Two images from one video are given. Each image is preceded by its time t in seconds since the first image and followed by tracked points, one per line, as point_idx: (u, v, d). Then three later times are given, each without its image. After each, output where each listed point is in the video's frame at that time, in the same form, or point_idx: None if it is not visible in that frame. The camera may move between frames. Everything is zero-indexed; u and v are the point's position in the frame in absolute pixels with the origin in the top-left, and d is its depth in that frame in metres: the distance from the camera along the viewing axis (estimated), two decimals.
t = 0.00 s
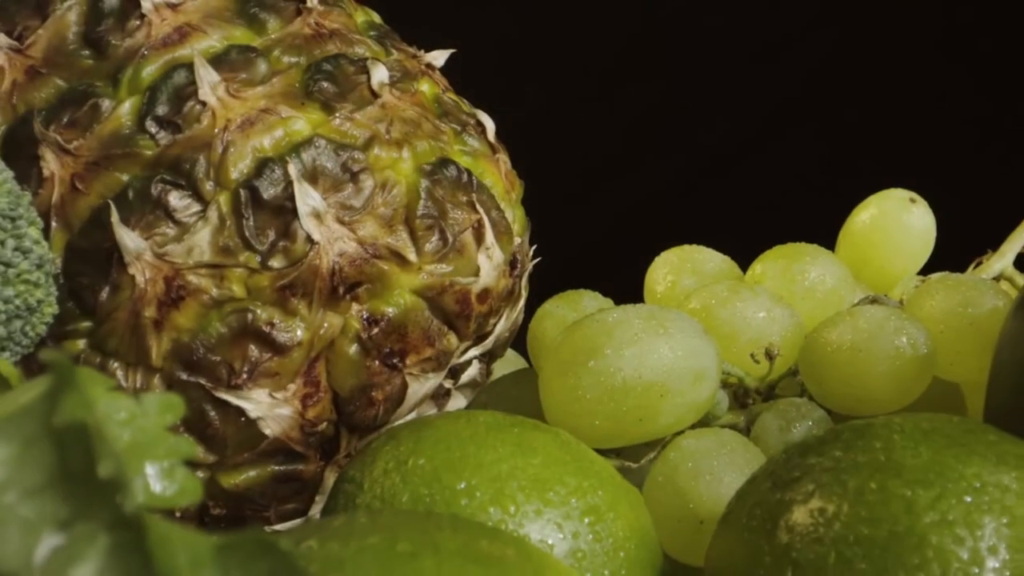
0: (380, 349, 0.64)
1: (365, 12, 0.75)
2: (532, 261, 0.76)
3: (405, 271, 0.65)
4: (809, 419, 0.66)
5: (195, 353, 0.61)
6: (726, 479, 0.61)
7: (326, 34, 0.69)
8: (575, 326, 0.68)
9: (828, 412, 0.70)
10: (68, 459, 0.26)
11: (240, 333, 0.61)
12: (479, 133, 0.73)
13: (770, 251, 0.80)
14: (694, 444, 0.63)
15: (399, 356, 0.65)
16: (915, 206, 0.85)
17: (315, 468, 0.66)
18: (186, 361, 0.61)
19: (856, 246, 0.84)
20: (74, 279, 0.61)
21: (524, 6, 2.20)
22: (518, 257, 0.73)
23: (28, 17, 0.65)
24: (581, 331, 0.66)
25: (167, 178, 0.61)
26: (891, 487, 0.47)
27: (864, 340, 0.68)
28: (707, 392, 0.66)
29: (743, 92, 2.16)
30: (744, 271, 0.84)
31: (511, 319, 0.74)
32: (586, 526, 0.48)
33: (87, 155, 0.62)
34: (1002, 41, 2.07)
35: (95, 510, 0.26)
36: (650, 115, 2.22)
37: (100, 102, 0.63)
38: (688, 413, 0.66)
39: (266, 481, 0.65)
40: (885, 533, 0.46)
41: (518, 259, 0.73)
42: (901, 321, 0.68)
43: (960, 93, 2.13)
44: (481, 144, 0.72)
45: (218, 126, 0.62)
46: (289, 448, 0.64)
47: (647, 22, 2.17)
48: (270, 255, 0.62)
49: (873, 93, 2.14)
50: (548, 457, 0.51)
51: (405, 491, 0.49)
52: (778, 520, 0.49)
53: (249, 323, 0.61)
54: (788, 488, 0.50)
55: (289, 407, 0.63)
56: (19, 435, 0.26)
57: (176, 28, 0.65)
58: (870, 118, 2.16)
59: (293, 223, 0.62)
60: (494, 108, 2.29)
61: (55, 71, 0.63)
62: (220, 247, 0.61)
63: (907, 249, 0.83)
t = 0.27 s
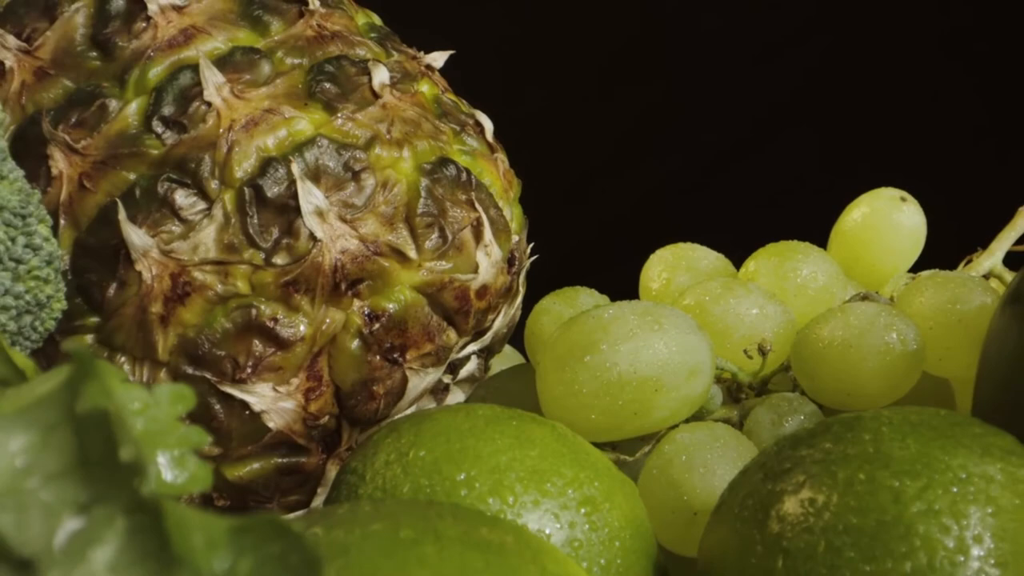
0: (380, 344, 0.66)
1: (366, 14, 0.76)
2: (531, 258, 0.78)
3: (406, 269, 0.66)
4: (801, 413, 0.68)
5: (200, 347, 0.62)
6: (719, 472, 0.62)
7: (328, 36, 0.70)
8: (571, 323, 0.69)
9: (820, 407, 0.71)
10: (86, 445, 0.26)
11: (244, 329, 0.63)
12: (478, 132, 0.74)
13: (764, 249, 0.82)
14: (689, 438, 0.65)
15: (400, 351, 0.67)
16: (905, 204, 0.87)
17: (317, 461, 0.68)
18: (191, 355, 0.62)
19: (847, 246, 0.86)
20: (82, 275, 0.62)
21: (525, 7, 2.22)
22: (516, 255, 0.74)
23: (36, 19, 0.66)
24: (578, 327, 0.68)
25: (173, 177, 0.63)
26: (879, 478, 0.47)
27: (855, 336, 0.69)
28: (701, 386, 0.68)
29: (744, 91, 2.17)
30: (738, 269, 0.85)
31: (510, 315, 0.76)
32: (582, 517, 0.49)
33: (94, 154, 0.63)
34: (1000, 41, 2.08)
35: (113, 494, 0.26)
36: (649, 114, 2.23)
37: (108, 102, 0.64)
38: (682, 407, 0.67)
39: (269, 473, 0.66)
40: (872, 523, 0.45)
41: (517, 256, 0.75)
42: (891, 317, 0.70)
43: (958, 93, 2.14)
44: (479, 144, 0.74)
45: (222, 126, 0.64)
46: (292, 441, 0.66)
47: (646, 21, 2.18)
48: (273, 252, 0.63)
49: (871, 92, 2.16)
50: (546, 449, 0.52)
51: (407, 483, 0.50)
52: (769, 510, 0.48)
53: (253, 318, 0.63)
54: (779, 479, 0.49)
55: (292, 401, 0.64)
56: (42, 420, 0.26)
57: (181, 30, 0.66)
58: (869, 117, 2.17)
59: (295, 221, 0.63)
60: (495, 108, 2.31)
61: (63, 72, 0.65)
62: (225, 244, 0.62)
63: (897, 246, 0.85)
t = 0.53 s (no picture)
0: (382, 340, 0.67)
1: (367, 16, 0.78)
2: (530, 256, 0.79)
3: (408, 267, 0.67)
4: (796, 409, 0.69)
5: (206, 343, 0.63)
6: (714, 466, 0.63)
7: (330, 38, 0.71)
8: (570, 320, 0.70)
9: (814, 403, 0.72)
10: (104, 433, 0.27)
11: (249, 325, 0.64)
12: (478, 133, 0.75)
13: (760, 247, 0.83)
14: (685, 433, 0.66)
15: (402, 348, 0.68)
16: (899, 204, 0.88)
17: (320, 455, 0.69)
18: (197, 351, 0.64)
19: (842, 245, 0.88)
20: (89, 273, 0.63)
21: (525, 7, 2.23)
22: (516, 253, 0.76)
23: (44, 21, 0.67)
24: (576, 325, 0.69)
25: (179, 177, 0.64)
26: (870, 470, 0.48)
27: (848, 333, 0.70)
28: (697, 383, 0.69)
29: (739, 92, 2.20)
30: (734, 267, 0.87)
31: (510, 312, 0.77)
32: (581, 509, 0.51)
33: (102, 154, 0.64)
34: (997, 42, 2.09)
35: (131, 480, 0.27)
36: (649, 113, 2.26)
37: (115, 103, 0.65)
38: (678, 403, 0.69)
39: (273, 468, 0.67)
40: (864, 514, 0.46)
41: (516, 253, 0.76)
42: (884, 315, 0.71)
43: (955, 93, 2.15)
44: (479, 144, 0.75)
45: (228, 127, 0.65)
46: (296, 436, 0.67)
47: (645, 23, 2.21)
48: (278, 250, 0.64)
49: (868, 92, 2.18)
50: (545, 443, 0.53)
51: (409, 476, 0.51)
52: (763, 502, 0.49)
53: (258, 315, 0.64)
54: (773, 472, 0.50)
55: (296, 396, 0.65)
56: (62, 410, 0.27)
57: (187, 32, 0.67)
58: (866, 117, 2.19)
59: (299, 220, 0.64)
60: (495, 107, 2.32)
61: (71, 73, 0.66)
62: (230, 242, 0.64)
63: (891, 244, 0.86)
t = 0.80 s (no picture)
0: (386, 337, 0.68)
1: (371, 19, 0.79)
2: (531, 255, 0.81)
3: (410, 265, 0.69)
4: (792, 404, 0.70)
5: (213, 339, 0.64)
6: (711, 460, 0.64)
7: (334, 40, 0.72)
8: (570, 317, 0.72)
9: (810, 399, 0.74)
10: (125, 422, 0.28)
11: (256, 322, 0.65)
12: (479, 134, 0.77)
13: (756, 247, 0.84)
14: (682, 428, 0.67)
15: (405, 344, 0.69)
16: (895, 203, 0.90)
17: (325, 450, 0.70)
18: (205, 348, 0.65)
19: (839, 244, 0.89)
20: (99, 270, 0.65)
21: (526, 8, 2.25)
22: (517, 252, 0.77)
23: (54, 24, 0.68)
24: (576, 322, 0.70)
25: (187, 176, 0.65)
26: (862, 462, 0.49)
27: (844, 330, 0.71)
28: (694, 379, 0.70)
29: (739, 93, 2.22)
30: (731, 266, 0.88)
31: (510, 310, 0.79)
32: (580, 500, 0.52)
33: (111, 154, 0.65)
34: (996, 42, 2.10)
35: (151, 465, 0.28)
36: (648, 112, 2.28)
37: (124, 104, 0.67)
38: (676, 400, 0.70)
39: (278, 462, 0.68)
40: (855, 504, 0.47)
41: (517, 252, 0.77)
42: (879, 312, 0.72)
43: (954, 94, 2.16)
44: (481, 145, 0.76)
45: (235, 128, 0.66)
46: (301, 431, 0.68)
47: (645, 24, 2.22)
48: (284, 248, 0.66)
49: (866, 92, 2.19)
50: (545, 437, 0.54)
51: (413, 468, 0.53)
52: (758, 494, 0.50)
53: (264, 312, 0.65)
54: (768, 464, 0.52)
55: (302, 391, 0.67)
56: (84, 400, 0.28)
57: (194, 34, 0.69)
58: (864, 118, 2.20)
59: (304, 219, 0.65)
60: (496, 108, 2.34)
61: (80, 75, 0.67)
62: (237, 241, 0.65)
63: (887, 244, 0.87)
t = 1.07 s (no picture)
0: (390, 331, 0.70)
1: (375, 22, 0.81)
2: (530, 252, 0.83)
3: (414, 261, 0.70)
4: (785, 398, 0.72)
5: (224, 334, 0.66)
6: (706, 451, 0.66)
7: (339, 43, 0.74)
8: (570, 313, 0.74)
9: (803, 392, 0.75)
10: (151, 404, 0.30)
11: (265, 317, 0.67)
12: (480, 134, 0.79)
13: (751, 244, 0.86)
14: (678, 420, 0.69)
15: (409, 338, 0.71)
16: (887, 202, 0.92)
17: (331, 442, 0.72)
18: (215, 342, 0.67)
19: (833, 243, 0.91)
20: (113, 267, 0.66)
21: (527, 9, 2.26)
22: (517, 249, 0.79)
23: (67, 27, 0.70)
24: (575, 317, 0.72)
25: (197, 176, 0.67)
26: (849, 451, 0.51)
27: (836, 326, 0.73)
28: (690, 373, 0.72)
29: (739, 93, 2.24)
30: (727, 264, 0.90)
31: (511, 306, 0.80)
32: (579, 488, 0.54)
33: (124, 154, 0.67)
34: (995, 42, 2.12)
35: (175, 445, 0.30)
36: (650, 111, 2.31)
37: (135, 106, 0.69)
38: (672, 393, 0.72)
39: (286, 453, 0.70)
40: (844, 490, 0.49)
41: (518, 250, 0.79)
42: (870, 308, 0.74)
43: (954, 93, 2.18)
44: (483, 145, 0.78)
45: (244, 129, 0.68)
46: (308, 423, 0.70)
47: (646, 25, 2.24)
48: (292, 245, 0.67)
49: (867, 92, 2.21)
50: (545, 427, 0.56)
51: (418, 457, 0.54)
52: (749, 482, 0.52)
53: (273, 307, 0.67)
54: (760, 453, 0.53)
55: (309, 384, 0.69)
56: (113, 383, 0.30)
57: (204, 38, 0.71)
58: (864, 117, 2.22)
59: (312, 217, 0.67)
60: (497, 108, 2.35)
61: (93, 77, 0.69)
62: (247, 238, 0.67)
63: (880, 241, 0.90)
